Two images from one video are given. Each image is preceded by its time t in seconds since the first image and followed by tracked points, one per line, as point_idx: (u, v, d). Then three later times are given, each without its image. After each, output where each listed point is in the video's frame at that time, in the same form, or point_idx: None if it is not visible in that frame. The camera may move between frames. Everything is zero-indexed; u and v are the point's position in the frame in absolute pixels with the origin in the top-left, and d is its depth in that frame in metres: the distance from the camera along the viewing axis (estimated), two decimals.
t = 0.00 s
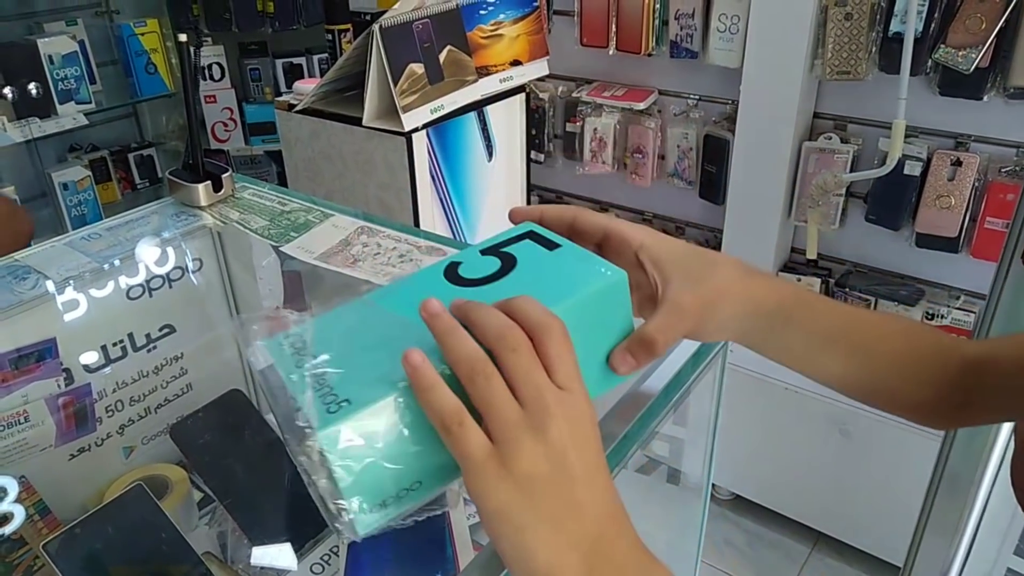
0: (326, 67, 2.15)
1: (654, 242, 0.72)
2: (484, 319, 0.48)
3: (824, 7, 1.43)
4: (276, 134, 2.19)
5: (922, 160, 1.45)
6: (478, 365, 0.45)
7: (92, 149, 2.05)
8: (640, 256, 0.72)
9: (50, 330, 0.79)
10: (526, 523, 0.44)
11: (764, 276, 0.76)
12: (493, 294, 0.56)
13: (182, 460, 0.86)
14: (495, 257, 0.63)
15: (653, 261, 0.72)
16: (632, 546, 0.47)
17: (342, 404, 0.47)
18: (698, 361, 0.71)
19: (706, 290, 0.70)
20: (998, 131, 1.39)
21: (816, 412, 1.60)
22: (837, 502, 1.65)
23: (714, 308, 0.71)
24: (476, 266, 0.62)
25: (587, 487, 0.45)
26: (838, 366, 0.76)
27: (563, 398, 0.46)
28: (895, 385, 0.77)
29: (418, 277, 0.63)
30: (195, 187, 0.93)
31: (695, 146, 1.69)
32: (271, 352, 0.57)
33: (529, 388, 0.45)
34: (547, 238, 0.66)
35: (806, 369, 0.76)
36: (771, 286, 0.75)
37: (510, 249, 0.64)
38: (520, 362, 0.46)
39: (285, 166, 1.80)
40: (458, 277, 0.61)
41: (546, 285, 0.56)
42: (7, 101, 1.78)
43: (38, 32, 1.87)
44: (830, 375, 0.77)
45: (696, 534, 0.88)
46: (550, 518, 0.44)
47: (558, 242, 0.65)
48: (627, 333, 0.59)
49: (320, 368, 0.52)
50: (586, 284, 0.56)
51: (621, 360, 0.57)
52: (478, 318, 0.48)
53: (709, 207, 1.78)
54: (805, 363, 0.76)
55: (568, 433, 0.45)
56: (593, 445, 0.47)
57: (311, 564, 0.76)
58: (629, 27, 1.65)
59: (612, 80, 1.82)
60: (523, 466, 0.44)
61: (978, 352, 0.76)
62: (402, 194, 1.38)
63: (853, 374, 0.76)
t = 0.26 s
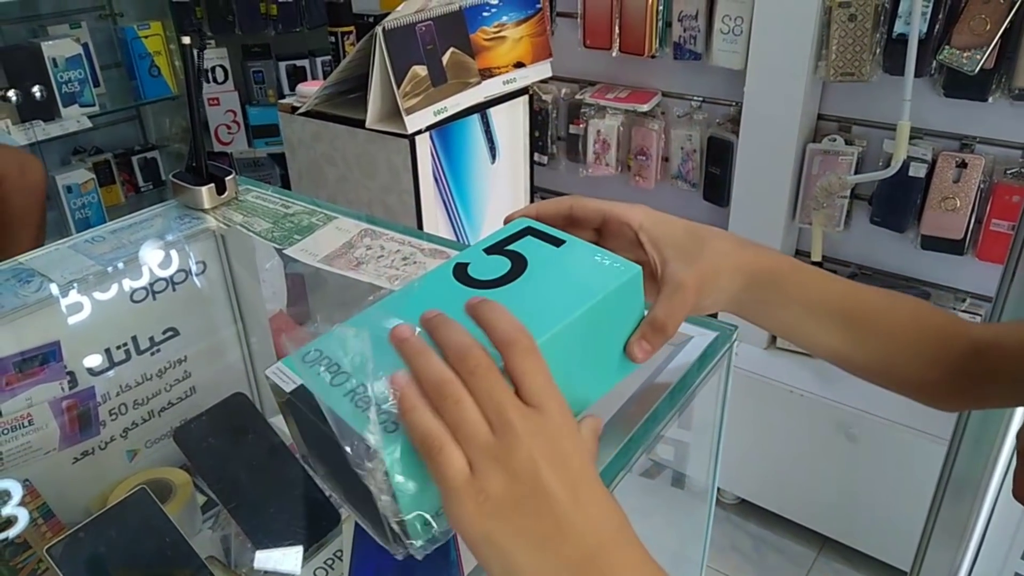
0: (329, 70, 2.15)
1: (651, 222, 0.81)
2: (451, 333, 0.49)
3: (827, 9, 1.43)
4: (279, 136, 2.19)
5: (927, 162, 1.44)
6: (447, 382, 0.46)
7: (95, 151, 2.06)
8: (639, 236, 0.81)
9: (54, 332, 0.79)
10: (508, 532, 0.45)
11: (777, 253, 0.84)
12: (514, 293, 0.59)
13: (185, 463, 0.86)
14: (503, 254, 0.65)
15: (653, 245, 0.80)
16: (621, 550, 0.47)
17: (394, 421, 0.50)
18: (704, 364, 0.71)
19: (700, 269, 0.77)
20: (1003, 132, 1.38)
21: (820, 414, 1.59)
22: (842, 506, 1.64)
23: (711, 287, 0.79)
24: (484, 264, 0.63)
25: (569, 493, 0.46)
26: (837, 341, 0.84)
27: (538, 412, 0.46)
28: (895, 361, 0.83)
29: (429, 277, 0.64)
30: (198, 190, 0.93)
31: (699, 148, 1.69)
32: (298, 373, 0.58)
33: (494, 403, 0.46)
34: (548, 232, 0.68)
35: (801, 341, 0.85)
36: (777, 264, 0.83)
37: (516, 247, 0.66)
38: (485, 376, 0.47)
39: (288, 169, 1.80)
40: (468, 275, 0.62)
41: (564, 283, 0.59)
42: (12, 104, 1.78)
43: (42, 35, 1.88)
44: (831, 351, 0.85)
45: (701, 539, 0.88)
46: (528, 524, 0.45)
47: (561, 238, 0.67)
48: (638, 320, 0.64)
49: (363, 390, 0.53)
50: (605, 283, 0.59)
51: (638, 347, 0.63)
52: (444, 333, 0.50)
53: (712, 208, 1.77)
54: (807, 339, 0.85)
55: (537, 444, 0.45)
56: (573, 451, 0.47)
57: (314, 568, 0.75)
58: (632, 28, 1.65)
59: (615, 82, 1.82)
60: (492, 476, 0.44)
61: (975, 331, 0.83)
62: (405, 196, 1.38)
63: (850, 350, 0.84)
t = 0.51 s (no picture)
0: (330, 68, 2.16)
1: (625, 204, 0.81)
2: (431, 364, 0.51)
3: (827, 5, 1.43)
4: (281, 134, 2.20)
5: (925, 158, 1.44)
6: (406, 431, 0.48)
7: (97, 150, 2.06)
8: (614, 217, 0.81)
9: (55, 330, 0.80)
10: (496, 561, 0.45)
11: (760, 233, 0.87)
12: (512, 280, 0.61)
13: (187, 461, 0.87)
14: (489, 245, 0.67)
15: (627, 224, 0.80)
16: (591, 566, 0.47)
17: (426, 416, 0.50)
18: (703, 359, 0.72)
19: (675, 249, 0.78)
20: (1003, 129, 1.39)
21: (820, 411, 1.59)
22: (843, 502, 1.65)
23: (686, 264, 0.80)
24: (470, 254, 0.66)
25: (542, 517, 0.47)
26: (822, 318, 0.85)
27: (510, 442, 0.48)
28: (880, 334, 0.84)
29: (418, 271, 0.65)
30: (199, 187, 0.94)
31: (699, 145, 1.69)
32: (306, 371, 0.56)
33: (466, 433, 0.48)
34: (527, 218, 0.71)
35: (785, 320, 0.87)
36: (754, 242, 0.85)
37: (498, 235, 0.68)
38: (459, 408, 0.49)
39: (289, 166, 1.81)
40: (456, 266, 0.64)
41: (558, 269, 0.62)
42: (14, 102, 1.79)
43: (44, 33, 1.88)
44: (818, 328, 0.86)
45: (700, 535, 0.88)
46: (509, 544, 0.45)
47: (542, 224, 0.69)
48: (626, 298, 0.66)
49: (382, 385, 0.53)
50: (600, 266, 0.63)
51: (624, 326, 0.65)
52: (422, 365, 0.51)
53: (712, 205, 1.78)
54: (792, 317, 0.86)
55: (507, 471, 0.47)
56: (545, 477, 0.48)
57: (315, 564, 0.76)
58: (633, 25, 1.65)
59: (616, 79, 1.82)
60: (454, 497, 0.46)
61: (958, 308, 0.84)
62: (405, 194, 1.39)
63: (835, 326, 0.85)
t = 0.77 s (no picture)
0: (329, 63, 2.15)
1: (595, 168, 0.82)
2: (418, 386, 0.48)
3: None
4: (279, 130, 2.19)
5: (926, 153, 1.44)
6: (395, 467, 0.45)
7: (96, 146, 2.06)
8: (586, 181, 0.82)
9: (53, 326, 0.79)
10: None
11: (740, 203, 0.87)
12: (498, 261, 0.60)
13: (187, 457, 0.87)
14: (467, 223, 0.66)
15: (598, 187, 0.81)
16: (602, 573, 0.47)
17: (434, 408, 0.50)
18: (702, 355, 0.71)
19: (647, 206, 0.80)
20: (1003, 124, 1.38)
21: (819, 406, 1.59)
22: (842, 497, 1.65)
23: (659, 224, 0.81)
24: (450, 237, 0.64)
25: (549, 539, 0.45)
26: (799, 290, 0.85)
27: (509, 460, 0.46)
28: (859, 310, 0.84)
29: (399, 261, 0.64)
30: (197, 183, 0.93)
31: (698, 141, 1.69)
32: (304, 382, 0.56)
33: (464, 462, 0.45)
34: (499, 192, 0.70)
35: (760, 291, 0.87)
36: (729, 211, 0.86)
37: (473, 213, 0.67)
38: (452, 434, 0.45)
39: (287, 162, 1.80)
40: (437, 250, 0.63)
41: (539, 241, 0.61)
42: (11, 98, 1.79)
43: (41, 28, 1.87)
44: (795, 301, 0.86)
45: (700, 530, 0.88)
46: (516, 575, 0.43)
47: (516, 197, 0.68)
48: (608, 259, 0.67)
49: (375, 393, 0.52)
50: (581, 228, 0.62)
51: (609, 287, 0.66)
52: (409, 389, 0.48)
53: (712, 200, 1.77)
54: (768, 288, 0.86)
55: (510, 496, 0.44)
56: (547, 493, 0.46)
57: (315, 560, 0.76)
58: (632, 20, 1.65)
59: (615, 74, 1.82)
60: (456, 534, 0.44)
61: (942, 288, 0.82)
62: (404, 190, 1.38)
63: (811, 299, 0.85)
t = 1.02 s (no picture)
0: (327, 62, 2.15)
1: (569, 155, 0.82)
2: (407, 410, 0.47)
3: None
4: (278, 128, 2.19)
5: (925, 152, 1.44)
6: (385, 499, 0.48)
7: (94, 144, 2.05)
8: (560, 168, 0.81)
9: (51, 326, 0.79)
10: None
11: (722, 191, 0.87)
12: (479, 256, 0.60)
13: (185, 456, 0.86)
14: (445, 216, 0.64)
15: (572, 173, 0.81)
16: None
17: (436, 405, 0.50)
18: (701, 354, 0.71)
19: (622, 189, 0.79)
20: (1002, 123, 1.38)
21: (818, 405, 1.59)
22: (841, 496, 1.65)
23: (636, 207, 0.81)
24: (430, 231, 0.63)
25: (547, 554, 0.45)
26: (778, 279, 0.85)
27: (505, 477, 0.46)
28: (839, 300, 0.83)
29: (379, 259, 0.62)
30: (195, 182, 0.92)
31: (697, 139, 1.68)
32: (298, 387, 0.54)
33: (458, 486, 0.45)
34: (474, 183, 0.68)
35: (739, 279, 0.87)
36: (710, 198, 0.86)
37: (451, 206, 0.65)
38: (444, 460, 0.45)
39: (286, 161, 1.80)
40: (418, 246, 0.62)
41: (522, 230, 0.61)
42: (9, 97, 1.78)
43: (39, 27, 1.87)
44: (773, 290, 0.86)
45: (699, 528, 0.88)
46: None
47: (491, 187, 0.67)
48: (586, 243, 0.65)
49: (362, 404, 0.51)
50: (561, 213, 0.62)
51: (590, 271, 0.65)
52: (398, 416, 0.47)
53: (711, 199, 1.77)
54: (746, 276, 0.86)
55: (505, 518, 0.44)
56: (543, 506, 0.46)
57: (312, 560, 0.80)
58: (631, 20, 1.64)
59: (614, 73, 1.81)
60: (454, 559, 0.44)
61: (923, 282, 0.82)
62: (403, 188, 1.38)
63: (790, 289, 0.85)
